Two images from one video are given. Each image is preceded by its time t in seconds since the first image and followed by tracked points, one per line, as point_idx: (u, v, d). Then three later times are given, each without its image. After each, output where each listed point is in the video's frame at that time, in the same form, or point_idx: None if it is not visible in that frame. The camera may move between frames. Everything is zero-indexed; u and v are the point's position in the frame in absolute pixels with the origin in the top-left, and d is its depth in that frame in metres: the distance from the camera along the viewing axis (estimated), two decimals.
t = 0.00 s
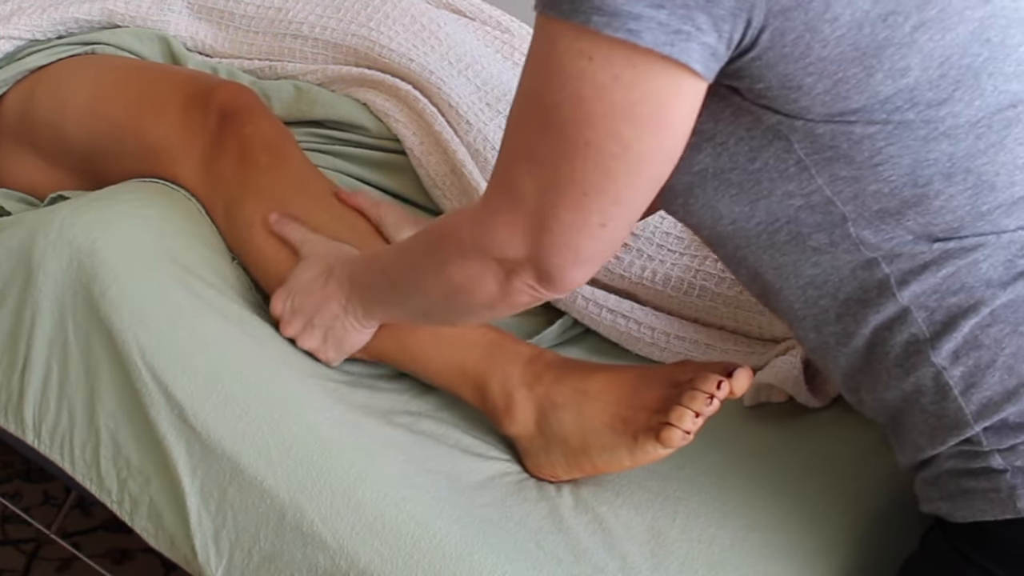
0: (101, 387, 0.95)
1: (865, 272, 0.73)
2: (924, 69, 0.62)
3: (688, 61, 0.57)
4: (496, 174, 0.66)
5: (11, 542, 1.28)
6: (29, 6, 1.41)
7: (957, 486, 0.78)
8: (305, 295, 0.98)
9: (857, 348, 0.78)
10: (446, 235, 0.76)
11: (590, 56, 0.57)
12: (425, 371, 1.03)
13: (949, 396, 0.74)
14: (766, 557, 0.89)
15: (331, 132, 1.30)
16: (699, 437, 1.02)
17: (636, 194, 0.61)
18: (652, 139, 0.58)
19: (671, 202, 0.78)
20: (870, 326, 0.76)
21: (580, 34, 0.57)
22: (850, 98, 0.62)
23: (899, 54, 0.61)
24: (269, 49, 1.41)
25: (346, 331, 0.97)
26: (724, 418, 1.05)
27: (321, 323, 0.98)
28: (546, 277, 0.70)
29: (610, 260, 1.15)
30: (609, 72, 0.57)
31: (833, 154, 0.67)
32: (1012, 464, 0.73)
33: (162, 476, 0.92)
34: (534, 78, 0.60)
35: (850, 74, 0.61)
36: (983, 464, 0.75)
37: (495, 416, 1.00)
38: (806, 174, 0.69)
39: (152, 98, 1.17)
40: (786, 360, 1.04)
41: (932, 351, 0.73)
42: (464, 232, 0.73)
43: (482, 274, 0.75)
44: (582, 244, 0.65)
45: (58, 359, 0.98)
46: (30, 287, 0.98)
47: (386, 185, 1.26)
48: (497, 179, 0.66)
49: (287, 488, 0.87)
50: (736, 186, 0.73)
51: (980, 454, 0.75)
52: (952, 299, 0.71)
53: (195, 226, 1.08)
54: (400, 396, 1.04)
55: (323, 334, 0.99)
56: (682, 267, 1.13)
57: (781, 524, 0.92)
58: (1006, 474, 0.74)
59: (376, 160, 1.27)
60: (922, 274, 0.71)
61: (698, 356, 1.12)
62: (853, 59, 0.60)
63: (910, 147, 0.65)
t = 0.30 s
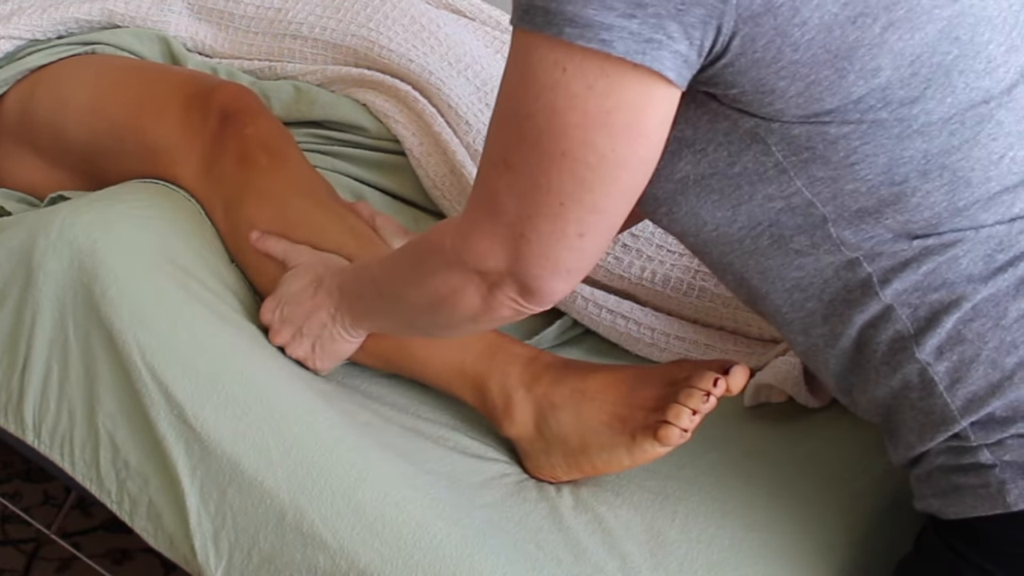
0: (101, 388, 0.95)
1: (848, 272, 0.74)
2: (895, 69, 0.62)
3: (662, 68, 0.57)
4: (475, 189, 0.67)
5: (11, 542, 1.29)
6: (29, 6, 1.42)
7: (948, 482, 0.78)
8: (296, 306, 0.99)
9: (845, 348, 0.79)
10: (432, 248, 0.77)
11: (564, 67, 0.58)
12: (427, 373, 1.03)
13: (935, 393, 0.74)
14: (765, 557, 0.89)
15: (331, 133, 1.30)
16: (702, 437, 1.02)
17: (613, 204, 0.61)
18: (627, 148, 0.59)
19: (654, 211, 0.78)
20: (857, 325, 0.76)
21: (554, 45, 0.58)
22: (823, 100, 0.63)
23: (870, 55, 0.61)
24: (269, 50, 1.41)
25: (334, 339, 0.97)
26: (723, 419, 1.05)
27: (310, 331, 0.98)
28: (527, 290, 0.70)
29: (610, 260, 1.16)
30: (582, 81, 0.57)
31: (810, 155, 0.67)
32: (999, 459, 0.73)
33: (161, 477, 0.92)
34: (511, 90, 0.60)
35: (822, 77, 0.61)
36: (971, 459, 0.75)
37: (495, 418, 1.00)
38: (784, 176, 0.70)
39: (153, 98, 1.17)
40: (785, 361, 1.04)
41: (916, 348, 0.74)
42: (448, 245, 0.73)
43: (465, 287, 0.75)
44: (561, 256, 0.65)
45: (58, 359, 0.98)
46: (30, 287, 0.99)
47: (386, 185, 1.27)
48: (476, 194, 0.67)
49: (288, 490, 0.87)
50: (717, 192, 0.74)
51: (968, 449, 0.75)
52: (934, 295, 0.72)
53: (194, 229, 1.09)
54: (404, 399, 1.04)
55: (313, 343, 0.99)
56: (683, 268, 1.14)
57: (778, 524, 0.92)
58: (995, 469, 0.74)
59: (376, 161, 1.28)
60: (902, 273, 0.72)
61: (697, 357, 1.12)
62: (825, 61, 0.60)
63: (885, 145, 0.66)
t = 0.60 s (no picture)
0: (101, 389, 0.95)
1: (841, 271, 0.74)
2: (883, 69, 0.62)
3: (650, 73, 0.57)
4: (470, 196, 0.67)
5: (11, 542, 1.29)
6: (29, 6, 1.41)
7: (945, 480, 0.78)
8: (293, 312, 0.99)
9: (841, 348, 0.79)
10: (428, 255, 0.77)
11: (554, 73, 0.58)
12: (430, 371, 1.03)
13: (928, 390, 0.74)
14: (765, 557, 0.89)
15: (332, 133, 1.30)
16: (705, 436, 1.03)
17: (605, 209, 0.61)
18: (618, 152, 0.59)
19: (649, 215, 0.78)
20: (852, 325, 0.76)
21: (544, 52, 0.58)
22: (812, 101, 0.63)
23: (857, 56, 0.61)
24: (269, 50, 1.41)
25: (332, 344, 0.98)
26: (723, 418, 1.05)
27: (308, 335, 0.99)
28: (522, 296, 0.70)
29: (610, 260, 1.16)
30: (573, 87, 0.58)
31: (800, 156, 0.67)
32: (995, 456, 0.73)
33: (160, 478, 0.92)
34: (503, 97, 0.60)
35: (810, 78, 0.61)
36: (968, 456, 0.75)
37: (498, 414, 1.00)
38: (775, 178, 0.70)
39: (157, 96, 1.17)
40: (785, 360, 1.04)
41: (910, 346, 0.74)
42: (444, 252, 0.74)
43: (461, 294, 0.75)
44: (555, 260, 0.65)
45: (59, 360, 0.98)
46: (31, 286, 0.99)
47: (385, 185, 1.27)
48: (471, 201, 0.67)
49: (289, 491, 0.87)
50: (710, 196, 0.74)
51: (964, 447, 0.75)
52: (926, 294, 0.72)
53: (194, 229, 1.09)
54: (403, 398, 1.04)
55: (309, 347, 0.99)
56: (682, 268, 1.14)
57: (778, 524, 0.92)
58: (990, 466, 0.74)
59: (376, 161, 1.28)
60: (894, 271, 0.72)
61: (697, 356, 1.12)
62: (813, 62, 0.60)
63: (874, 145, 0.66)
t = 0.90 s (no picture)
0: (101, 390, 0.95)
1: (837, 272, 0.74)
2: (874, 70, 0.62)
3: (642, 77, 0.57)
4: (463, 201, 0.67)
5: (11, 542, 1.29)
6: (29, 6, 1.41)
7: (943, 479, 0.78)
8: (291, 317, 0.99)
9: (839, 349, 0.79)
10: (422, 260, 0.77)
11: (546, 78, 0.58)
12: (431, 371, 1.03)
13: (925, 390, 0.74)
14: (765, 557, 0.89)
15: (333, 133, 1.30)
16: (705, 436, 1.03)
17: (597, 212, 0.62)
18: (610, 156, 0.59)
19: (646, 217, 0.78)
20: (848, 326, 0.76)
21: (536, 57, 0.58)
22: (804, 103, 0.63)
23: (849, 57, 0.61)
24: (269, 50, 1.41)
25: (327, 351, 0.98)
26: (722, 418, 1.05)
27: (304, 343, 0.98)
28: (515, 300, 0.70)
29: (610, 261, 1.16)
30: (564, 92, 0.58)
31: (794, 157, 0.67)
32: (992, 455, 0.73)
33: (160, 479, 0.93)
34: (495, 102, 0.61)
35: (802, 80, 0.61)
36: (965, 456, 0.75)
37: (498, 412, 1.01)
38: (770, 179, 0.70)
39: (157, 97, 1.17)
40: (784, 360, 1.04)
41: (906, 346, 0.74)
42: (438, 257, 0.74)
43: (456, 298, 0.75)
44: (548, 264, 0.65)
45: (59, 359, 0.98)
46: (31, 285, 0.99)
47: (385, 185, 1.27)
48: (465, 205, 0.67)
49: (288, 492, 0.87)
50: (706, 198, 0.74)
51: (962, 446, 0.75)
52: (921, 294, 0.72)
53: (193, 230, 1.09)
54: (403, 398, 1.04)
55: (300, 357, 0.99)
56: (682, 268, 1.14)
57: (777, 524, 0.93)
58: (987, 465, 0.74)
59: (376, 161, 1.28)
60: (890, 271, 0.72)
61: (697, 357, 1.13)
62: (804, 64, 0.60)
63: (867, 145, 0.66)
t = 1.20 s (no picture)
0: (100, 390, 0.95)
1: (834, 272, 0.74)
2: (869, 70, 0.62)
3: (637, 79, 0.57)
4: (459, 202, 0.67)
5: (12, 542, 1.29)
6: (29, 6, 1.41)
7: (943, 479, 0.78)
8: (288, 320, 0.99)
9: (837, 350, 0.79)
10: (418, 261, 0.77)
11: (541, 79, 0.58)
12: (432, 372, 1.03)
13: (923, 390, 0.75)
14: (764, 556, 0.89)
15: (333, 133, 1.30)
16: (705, 436, 1.03)
17: (592, 213, 0.62)
18: (604, 157, 0.59)
19: (644, 218, 0.78)
20: (845, 327, 0.76)
21: (530, 60, 0.58)
22: (799, 103, 0.63)
23: (843, 57, 0.61)
24: (269, 50, 1.41)
25: (323, 359, 0.98)
26: (722, 418, 1.05)
27: (300, 349, 0.98)
28: (511, 301, 0.70)
29: (610, 260, 1.16)
30: (559, 94, 0.58)
31: (790, 157, 0.67)
32: (991, 454, 0.73)
33: (159, 479, 0.93)
34: (490, 104, 0.61)
35: (797, 80, 0.61)
36: (964, 455, 0.75)
37: (498, 412, 1.01)
38: (766, 179, 0.70)
39: (157, 96, 1.17)
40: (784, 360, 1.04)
41: (903, 346, 0.74)
42: (434, 258, 0.74)
43: (451, 299, 0.75)
44: (543, 264, 0.65)
45: (59, 359, 0.98)
46: (32, 285, 0.99)
47: (386, 185, 1.27)
48: (461, 206, 0.67)
49: (288, 491, 0.87)
50: (702, 199, 0.74)
51: (960, 445, 0.75)
52: (917, 293, 0.72)
53: (192, 230, 1.09)
54: (402, 398, 1.04)
55: (297, 362, 0.99)
56: (682, 267, 1.14)
57: (776, 524, 0.93)
58: (985, 464, 0.74)
59: (376, 161, 1.28)
60: (886, 271, 0.72)
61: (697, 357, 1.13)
62: (799, 65, 0.60)
63: (862, 145, 0.66)
